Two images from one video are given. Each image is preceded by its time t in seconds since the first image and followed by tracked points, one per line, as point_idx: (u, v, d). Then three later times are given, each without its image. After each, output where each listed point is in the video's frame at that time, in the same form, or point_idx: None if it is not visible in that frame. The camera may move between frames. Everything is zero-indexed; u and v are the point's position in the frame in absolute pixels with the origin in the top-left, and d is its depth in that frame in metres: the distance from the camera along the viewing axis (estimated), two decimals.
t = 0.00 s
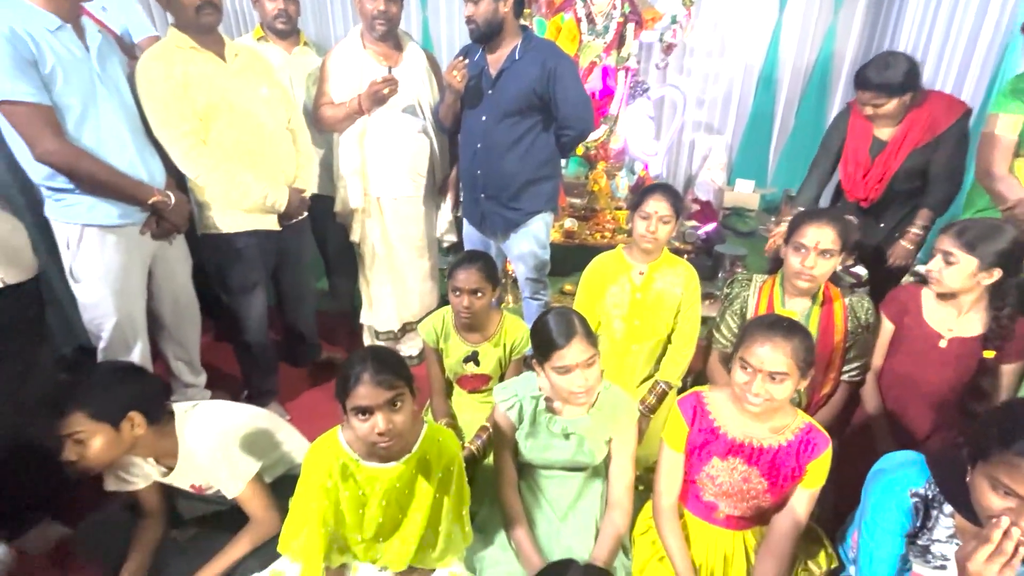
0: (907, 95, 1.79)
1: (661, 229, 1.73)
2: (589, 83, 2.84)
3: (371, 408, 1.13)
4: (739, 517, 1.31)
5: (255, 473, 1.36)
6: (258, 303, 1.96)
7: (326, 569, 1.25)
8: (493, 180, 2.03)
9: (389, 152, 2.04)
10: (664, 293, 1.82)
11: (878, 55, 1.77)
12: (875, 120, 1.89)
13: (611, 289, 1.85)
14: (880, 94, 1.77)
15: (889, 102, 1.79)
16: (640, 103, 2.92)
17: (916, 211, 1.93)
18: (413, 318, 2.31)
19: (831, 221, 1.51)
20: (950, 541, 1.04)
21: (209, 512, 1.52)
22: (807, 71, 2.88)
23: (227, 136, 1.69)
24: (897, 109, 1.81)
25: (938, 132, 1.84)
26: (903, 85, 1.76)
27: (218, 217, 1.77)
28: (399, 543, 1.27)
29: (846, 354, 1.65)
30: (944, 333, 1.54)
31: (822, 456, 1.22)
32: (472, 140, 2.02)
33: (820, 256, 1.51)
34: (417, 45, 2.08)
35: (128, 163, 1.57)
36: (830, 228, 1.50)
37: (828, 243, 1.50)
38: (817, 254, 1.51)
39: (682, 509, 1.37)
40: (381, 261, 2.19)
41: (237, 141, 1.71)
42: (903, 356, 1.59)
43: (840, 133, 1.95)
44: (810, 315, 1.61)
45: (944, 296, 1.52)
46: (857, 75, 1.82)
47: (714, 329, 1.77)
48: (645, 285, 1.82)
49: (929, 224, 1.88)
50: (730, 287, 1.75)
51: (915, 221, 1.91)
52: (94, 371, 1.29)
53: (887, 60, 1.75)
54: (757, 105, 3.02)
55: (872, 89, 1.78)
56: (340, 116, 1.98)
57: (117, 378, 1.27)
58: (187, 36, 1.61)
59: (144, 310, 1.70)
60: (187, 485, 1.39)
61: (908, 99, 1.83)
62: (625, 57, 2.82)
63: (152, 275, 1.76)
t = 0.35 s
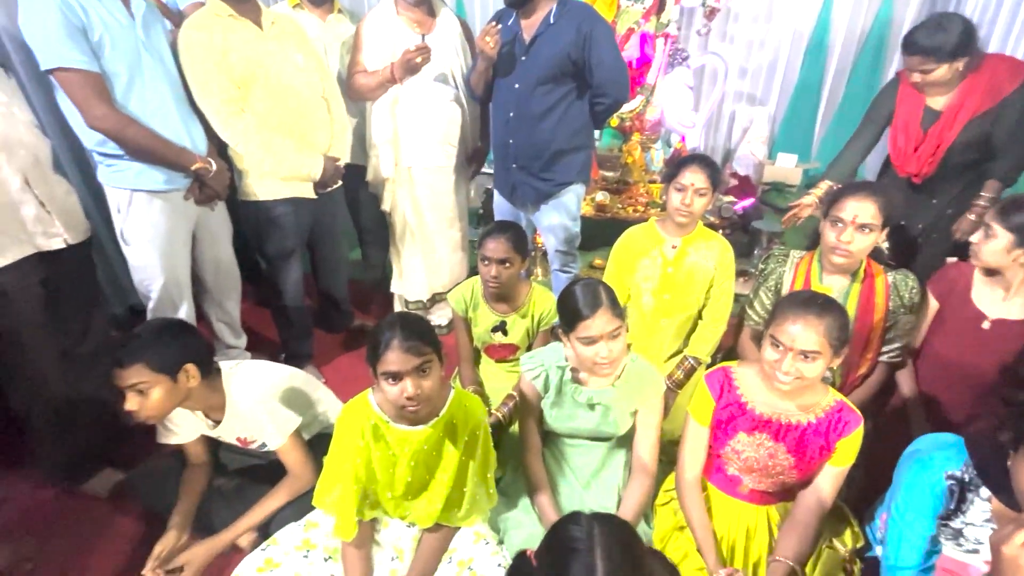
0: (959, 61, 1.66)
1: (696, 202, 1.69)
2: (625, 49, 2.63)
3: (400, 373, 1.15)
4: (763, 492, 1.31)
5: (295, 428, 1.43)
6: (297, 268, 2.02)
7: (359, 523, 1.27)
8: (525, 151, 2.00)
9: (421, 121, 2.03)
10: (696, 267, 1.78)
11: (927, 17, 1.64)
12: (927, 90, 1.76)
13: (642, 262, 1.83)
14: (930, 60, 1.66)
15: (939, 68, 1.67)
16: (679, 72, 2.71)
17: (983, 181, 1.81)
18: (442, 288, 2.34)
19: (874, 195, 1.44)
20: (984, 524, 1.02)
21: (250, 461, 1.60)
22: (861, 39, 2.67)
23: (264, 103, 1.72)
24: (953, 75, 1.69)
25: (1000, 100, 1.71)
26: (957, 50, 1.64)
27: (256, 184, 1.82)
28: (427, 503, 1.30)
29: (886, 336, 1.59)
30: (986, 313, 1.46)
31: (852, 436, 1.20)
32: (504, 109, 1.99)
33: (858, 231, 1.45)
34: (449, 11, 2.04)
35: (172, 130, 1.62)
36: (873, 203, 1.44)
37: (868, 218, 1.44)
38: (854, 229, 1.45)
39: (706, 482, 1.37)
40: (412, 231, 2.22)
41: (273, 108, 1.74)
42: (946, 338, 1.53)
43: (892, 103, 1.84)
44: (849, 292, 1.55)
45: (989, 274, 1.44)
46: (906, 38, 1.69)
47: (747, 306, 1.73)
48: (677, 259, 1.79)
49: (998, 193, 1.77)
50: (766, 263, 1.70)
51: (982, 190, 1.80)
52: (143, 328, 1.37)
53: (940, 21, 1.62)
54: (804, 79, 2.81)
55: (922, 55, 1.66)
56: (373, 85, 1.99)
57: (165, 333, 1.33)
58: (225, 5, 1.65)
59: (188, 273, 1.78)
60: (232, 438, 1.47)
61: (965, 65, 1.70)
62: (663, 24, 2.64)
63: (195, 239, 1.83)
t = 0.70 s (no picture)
0: (956, 38, 1.61)
1: (705, 187, 1.68)
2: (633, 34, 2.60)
3: (410, 357, 1.17)
4: (769, 473, 1.33)
5: (313, 410, 1.48)
6: (307, 256, 2.04)
7: (374, 503, 1.31)
8: (532, 138, 2.00)
9: (429, 108, 2.04)
10: (704, 253, 1.79)
11: None
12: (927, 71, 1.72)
13: (649, 248, 1.83)
14: (924, 37, 1.61)
15: (934, 47, 1.62)
16: (688, 55, 2.68)
17: (982, 160, 1.77)
18: (450, 276, 2.35)
19: (881, 178, 1.44)
20: (989, 504, 1.02)
21: (267, 447, 1.67)
22: (873, 23, 2.51)
23: (273, 91, 1.73)
24: (950, 53, 1.64)
25: (997, 79, 1.67)
26: (952, 27, 1.58)
27: (268, 173, 1.84)
28: (439, 484, 1.33)
29: (892, 320, 1.59)
30: (994, 297, 1.46)
31: (857, 417, 1.21)
32: (511, 94, 1.98)
33: (862, 214, 1.45)
34: None
35: (185, 121, 1.64)
36: (878, 184, 1.43)
37: (873, 201, 1.44)
38: (858, 212, 1.46)
39: (713, 464, 1.39)
40: (421, 219, 2.23)
41: (282, 96, 1.75)
42: (953, 322, 1.52)
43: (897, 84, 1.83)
44: (855, 276, 1.55)
45: (996, 260, 1.44)
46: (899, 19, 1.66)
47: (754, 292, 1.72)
48: (685, 245, 1.79)
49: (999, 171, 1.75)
50: (772, 249, 1.70)
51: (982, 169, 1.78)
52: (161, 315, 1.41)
53: None
54: (814, 66, 2.68)
55: (915, 32, 1.62)
56: (380, 71, 1.99)
57: (184, 321, 1.35)
58: None
59: (202, 261, 1.81)
60: (250, 421, 1.51)
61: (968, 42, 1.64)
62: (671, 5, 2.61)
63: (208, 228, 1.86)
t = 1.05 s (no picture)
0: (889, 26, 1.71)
1: (670, 170, 1.73)
2: (600, 25, 2.52)
3: (384, 338, 1.19)
4: (733, 440, 1.39)
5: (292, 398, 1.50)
6: (279, 249, 2.04)
7: (353, 484, 1.34)
8: (501, 126, 2.03)
9: (398, 99, 2.05)
10: (671, 235, 1.84)
11: None
12: (866, 58, 1.81)
13: (619, 232, 1.89)
14: (859, 25, 1.70)
15: (868, 34, 1.70)
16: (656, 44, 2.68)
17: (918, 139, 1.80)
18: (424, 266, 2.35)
19: (831, 158, 1.51)
20: (930, 455, 1.10)
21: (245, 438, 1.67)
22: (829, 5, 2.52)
23: (239, 83, 1.72)
24: (885, 39, 1.73)
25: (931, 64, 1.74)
26: (885, 13, 1.67)
27: (234, 165, 1.82)
28: (418, 463, 1.36)
29: (847, 293, 1.68)
30: (941, 269, 1.48)
31: (812, 381, 1.29)
32: (479, 83, 2.01)
33: (816, 192, 1.52)
34: None
35: (149, 114, 1.63)
36: (829, 164, 1.51)
37: (825, 179, 1.51)
38: (812, 190, 1.52)
39: (682, 435, 1.46)
40: (394, 209, 2.23)
41: (248, 88, 1.74)
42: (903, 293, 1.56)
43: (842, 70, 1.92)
44: (812, 251, 1.63)
45: (941, 235, 1.45)
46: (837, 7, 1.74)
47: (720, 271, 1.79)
48: (652, 227, 1.85)
49: (927, 152, 1.78)
50: (736, 228, 1.78)
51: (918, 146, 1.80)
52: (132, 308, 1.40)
53: None
54: (781, 52, 2.68)
55: (851, 20, 1.70)
56: (348, 62, 2.02)
57: (159, 312, 1.36)
58: None
59: (174, 255, 1.81)
60: (229, 411, 1.52)
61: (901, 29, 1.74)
62: None
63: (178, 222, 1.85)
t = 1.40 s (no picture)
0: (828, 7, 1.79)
1: (629, 153, 1.80)
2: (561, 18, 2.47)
3: (364, 321, 1.23)
4: (696, 404, 1.49)
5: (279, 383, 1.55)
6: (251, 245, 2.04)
7: (336, 467, 1.38)
8: (466, 116, 2.06)
9: (360, 92, 2.01)
10: (633, 215, 1.92)
11: None
12: (809, 39, 1.87)
13: (583, 216, 1.96)
14: (800, 7, 1.78)
15: (808, 15, 1.79)
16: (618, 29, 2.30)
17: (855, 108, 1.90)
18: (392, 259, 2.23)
19: (779, 138, 1.61)
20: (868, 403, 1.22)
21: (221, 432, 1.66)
22: None
23: (195, 77, 1.68)
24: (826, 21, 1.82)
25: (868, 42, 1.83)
26: None
27: (196, 160, 1.81)
28: (400, 443, 1.40)
29: (796, 263, 1.80)
30: (880, 236, 1.59)
31: (765, 344, 1.38)
32: (441, 74, 2.03)
33: (763, 171, 1.63)
34: None
35: (105, 107, 1.64)
36: (777, 145, 1.60)
37: (773, 159, 1.62)
38: (760, 169, 1.63)
39: (649, 403, 1.54)
40: (357, 202, 2.10)
41: (205, 82, 1.69)
42: (850, 260, 1.66)
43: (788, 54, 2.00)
44: (762, 227, 1.75)
45: (879, 203, 1.56)
46: None
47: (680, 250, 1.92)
48: (615, 209, 1.92)
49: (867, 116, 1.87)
50: (691, 208, 1.90)
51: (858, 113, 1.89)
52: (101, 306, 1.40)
53: None
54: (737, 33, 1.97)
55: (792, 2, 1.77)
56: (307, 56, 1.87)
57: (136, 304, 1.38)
58: None
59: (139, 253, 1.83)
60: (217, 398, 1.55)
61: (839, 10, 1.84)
62: None
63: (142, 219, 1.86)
